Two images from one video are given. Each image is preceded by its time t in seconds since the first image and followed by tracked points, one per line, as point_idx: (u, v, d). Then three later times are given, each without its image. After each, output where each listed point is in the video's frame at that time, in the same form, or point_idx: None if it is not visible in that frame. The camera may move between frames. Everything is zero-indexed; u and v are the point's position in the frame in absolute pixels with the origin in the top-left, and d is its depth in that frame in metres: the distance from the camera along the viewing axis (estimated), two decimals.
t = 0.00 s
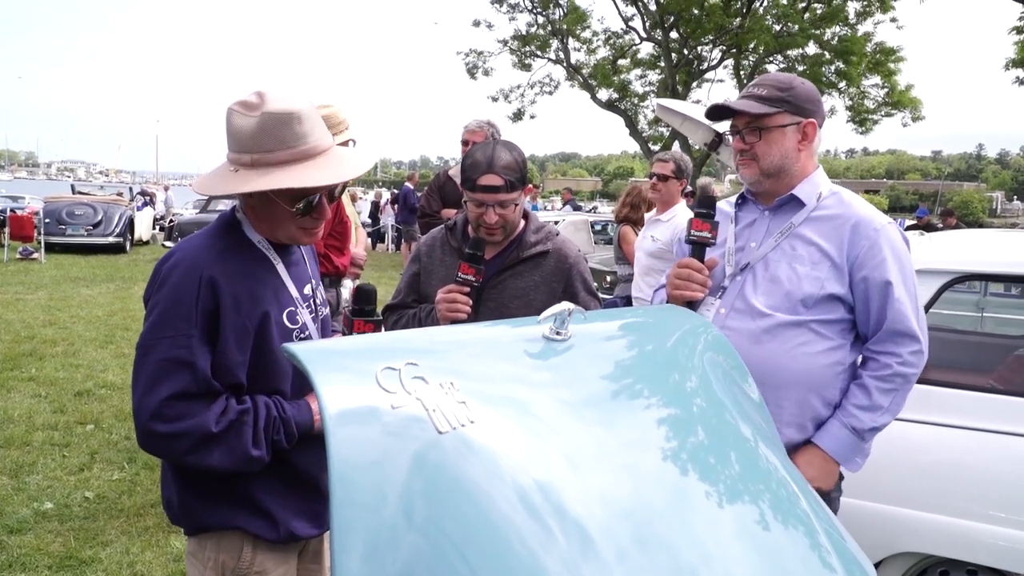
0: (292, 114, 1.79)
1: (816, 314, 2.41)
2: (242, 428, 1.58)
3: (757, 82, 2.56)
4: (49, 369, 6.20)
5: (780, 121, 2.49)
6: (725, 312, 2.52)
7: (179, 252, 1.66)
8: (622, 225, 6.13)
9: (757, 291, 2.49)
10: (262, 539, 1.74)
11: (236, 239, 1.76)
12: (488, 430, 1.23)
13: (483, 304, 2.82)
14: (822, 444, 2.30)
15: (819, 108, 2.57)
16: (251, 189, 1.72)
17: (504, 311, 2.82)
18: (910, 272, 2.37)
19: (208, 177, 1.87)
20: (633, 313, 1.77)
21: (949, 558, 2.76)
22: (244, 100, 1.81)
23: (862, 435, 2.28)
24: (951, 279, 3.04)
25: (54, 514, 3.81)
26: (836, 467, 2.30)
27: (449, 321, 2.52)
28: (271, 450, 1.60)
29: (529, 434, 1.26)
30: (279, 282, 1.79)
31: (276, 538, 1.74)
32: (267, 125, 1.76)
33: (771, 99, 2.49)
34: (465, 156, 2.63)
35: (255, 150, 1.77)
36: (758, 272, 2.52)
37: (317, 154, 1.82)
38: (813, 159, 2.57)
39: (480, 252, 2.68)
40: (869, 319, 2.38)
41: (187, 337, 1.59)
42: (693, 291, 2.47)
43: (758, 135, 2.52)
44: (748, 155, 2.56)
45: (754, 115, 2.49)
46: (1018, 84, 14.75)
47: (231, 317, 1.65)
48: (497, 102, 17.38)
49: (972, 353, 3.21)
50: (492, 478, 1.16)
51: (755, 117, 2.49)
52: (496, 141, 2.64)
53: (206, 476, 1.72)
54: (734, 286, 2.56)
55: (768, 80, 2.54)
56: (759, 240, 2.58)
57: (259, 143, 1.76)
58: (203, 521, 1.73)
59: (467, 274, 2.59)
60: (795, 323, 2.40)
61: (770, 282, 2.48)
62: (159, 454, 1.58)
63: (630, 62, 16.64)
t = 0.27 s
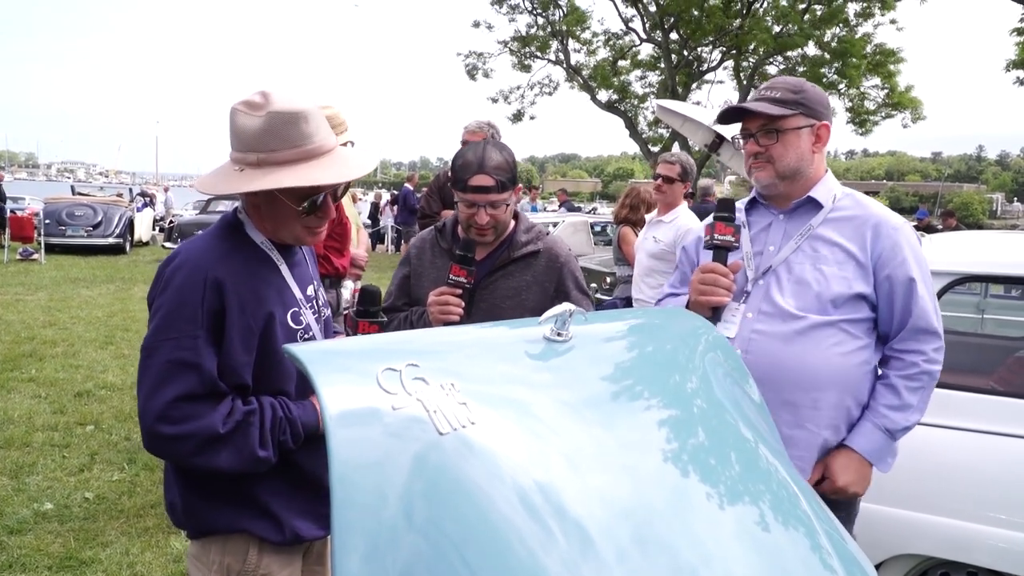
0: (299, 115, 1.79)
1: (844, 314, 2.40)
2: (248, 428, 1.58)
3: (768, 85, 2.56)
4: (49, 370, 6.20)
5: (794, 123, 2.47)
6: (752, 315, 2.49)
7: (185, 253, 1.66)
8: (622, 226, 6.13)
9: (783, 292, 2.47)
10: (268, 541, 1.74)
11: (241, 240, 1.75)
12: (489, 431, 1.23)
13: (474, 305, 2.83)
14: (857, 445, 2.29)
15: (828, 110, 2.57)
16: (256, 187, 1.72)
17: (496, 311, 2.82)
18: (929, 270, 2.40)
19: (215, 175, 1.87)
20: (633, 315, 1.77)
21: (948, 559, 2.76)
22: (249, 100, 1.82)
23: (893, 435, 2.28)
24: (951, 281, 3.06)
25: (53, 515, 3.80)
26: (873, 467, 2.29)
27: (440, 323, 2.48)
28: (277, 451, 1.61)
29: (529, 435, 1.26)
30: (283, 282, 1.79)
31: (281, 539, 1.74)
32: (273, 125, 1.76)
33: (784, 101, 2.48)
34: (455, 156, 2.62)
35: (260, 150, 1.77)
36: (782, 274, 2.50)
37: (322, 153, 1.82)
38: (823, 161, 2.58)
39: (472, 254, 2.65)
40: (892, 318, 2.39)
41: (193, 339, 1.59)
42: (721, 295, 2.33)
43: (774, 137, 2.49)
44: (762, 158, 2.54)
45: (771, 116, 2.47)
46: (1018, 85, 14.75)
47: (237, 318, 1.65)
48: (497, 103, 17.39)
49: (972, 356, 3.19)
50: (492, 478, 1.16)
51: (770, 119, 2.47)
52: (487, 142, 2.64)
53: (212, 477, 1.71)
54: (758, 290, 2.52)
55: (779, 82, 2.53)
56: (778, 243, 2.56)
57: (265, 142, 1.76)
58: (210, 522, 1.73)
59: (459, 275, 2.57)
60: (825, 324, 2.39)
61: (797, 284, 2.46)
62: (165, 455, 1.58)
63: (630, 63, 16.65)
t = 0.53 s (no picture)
0: (311, 114, 1.80)
1: (852, 312, 2.40)
2: (261, 431, 1.58)
3: (768, 86, 2.56)
4: (49, 370, 6.20)
5: (797, 123, 2.48)
6: (762, 316, 2.46)
7: (191, 255, 1.64)
8: (621, 225, 6.13)
9: (792, 292, 2.44)
10: (277, 543, 1.72)
11: (245, 241, 1.74)
12: (488, 431, 1.22)
13: (456, 304, 2.83)
14: (878, 443, 2.29)
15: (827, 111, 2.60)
16: (278, 184, 1.71)
17: (480, 309, 2.82)
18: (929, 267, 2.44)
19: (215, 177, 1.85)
20: (635, 315, 1.77)
21: (948, 560, 2.76)
22: (253, 100, 1.81)
23: (913, 431, 2.31)
24: (951, 281, 3.06)
25: (54, 515, 3.80)
26: (891, 464, 2.30)
27: (425, 322, 2.48)
28: (289, 452, 1.62)
29: (530, 435, 1.26)
30: (287, 284, 1.78)
31: (291, 541, 1.72)
32: (288, 124, 1.77)
33: (787, 102, 2.48)
34: (433, 153, 2.65)
35: (275, 148, 1.76)
36: (789, 274, 2.47)
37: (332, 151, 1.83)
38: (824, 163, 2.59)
39: (453, 251, 2.65)
40: (898, 315, 2.41)
41: (203, 342, 1.58)
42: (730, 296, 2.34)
43: (778, 138, 2.49)
44: (765, 159, 2.53)
45: (775, 117, 2.46)
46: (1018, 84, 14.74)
47: (247, 320, 1.64)
48: (497, 103, 17.41)
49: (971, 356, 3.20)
50: (492, 479, 1.16)
51: (774, 120, 2.46)
52: (464, 139, 2.68)
53: (220, 481, 1.69)
54: (765, 291, 2.49)
55: (781, 83, 2.53)
56: (782, 243, 2.54)
57: (279, 141, 1.76)
58: (220, 526, 1.71)
59: (442, 272, 2.56)
60: (836, 322, 2.38)
61: (806, 283, 2.44)
62: (176, 460, 1.57)
63: (630, 63, 16.66)
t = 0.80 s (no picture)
0: (331, 114, 1.82)
1: (832, 311, 2.40)
2: (267, 433, 1.58)
3: (755, 84, 2.55)
4: (49, 371, 6.20)
5: (782, 122, 2.47)
6: (741, 313, 2.47)
7: (194, 257, 1.63)
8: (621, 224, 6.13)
9: (771, 290, 2.45)
10: (281, 546, 1.72)
11: (247, 241, 1.72)
12: (487, 431, 1.22)
13: (436, 304, 2.82)
14: (857, 439, 2.26)
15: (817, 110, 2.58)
16: (328, 188, 1.76)
17: (461, 307, 2.82)
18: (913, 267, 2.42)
19: (229, 184, 1.77)
20: (634, 314, 1.76)
21: (948, 558, 2.76)
22: (266, 101, 1.76)
23: (891, 427, 2.28)
24: (951, 279, 3.04)
25: (54, 516, 3.80)
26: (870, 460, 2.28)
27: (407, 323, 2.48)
28: (294, 454, 1.62)
29: (529, 435, 1.25)
30: (289, 284, 1.77)
31: (296, 543, 1.72)
32: (315, 126, 1.78)
33: (772, 102, 2.48)
34: (410, 151, 2.66)
35: (310, 152, 1.78)
36: (771, 272, 2.47)
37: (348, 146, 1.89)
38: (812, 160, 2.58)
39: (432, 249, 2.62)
40: (880, 313, 2.40)
41: (210, 346, 1.56)
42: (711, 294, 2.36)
43: (760, 137, 2.49)
44: (748, 158, 2.53)
45: (758, 116, 2.46)
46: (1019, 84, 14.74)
47: (251, 323, 1.64)
48: (497, 103, 17.41)
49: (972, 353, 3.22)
50: (490, 479, 1.15)
51: (756, 119, 2.46)
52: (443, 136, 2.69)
53: (224, 485, 1.68)
54: (746, 288, 2.49)
55: (767, 83, 2.53)
56: (766, 241, 2.53)
57: (312, 145, 1.78)
58: (223, 531, 1.70)
59: (422, 272, 2.54)
60: (814, 320, 2.38)
61: (784, 280, 2.44)
62: (182, 466, 1.56)
63: (630, 62, 16.65)
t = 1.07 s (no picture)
0: (332, 111, 1.84)
1: (786, 311, 2.41)
2: (271, 433, 1.58)
3: (722, 85, 2.58)
4: (48, 371, 6.19)
5: (740, 124, 2.50)
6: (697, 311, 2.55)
7: (197, 257, 1.62)
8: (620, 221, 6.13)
9: (727, 289, 2.51)
10: (282, 546, 1.71)
11: (247, 241, 1.72)
12: (484, 431, 1.22)
13: (421, 304, 2.82)
14: (802, 435, 2.29)
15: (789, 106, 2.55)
16: (344, 183, 1.79)
17: (446, 305, 2.82)
18: (880, 266, 2.37)
19: (241, 185, 1.74)
20: (632, 313, 1.77)
21: (947, 557, 2.76)
22: (273, 100, 1.75)
23: (842, 426, 2.26)
24: (950, 278, 2.99)
25: (53, 516, 3.80)
26: (817, 458, 2.29)
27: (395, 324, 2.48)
28: (298, 453, 1.62)
29: (528, 436, 1.25)
30: (288, 284, 1.77)
31: (297, 543, 1.72)
32: (323, 124, 1.79)
33: (730, 103, 2.50)
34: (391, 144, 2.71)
35: (318, 150, 1.79)
36: (730, 271, 2.52)
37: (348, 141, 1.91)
38: (782, 157, 2.56)
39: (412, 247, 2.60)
40: (841, 312, 2.38)
41: (214, 347, 1.55)
42: (670, 291, 2.50)
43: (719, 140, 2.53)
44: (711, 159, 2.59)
45: (713, 120, 2.51)
46: (1018, 83, 14.74)
47: (254, 325, 1.64)
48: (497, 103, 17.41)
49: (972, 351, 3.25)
50: (488, 479, 1.15)
51: (713, 122, 2.51)
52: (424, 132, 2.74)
53: (226, 486, 1.68)
54: (706, 286, 2.57)
55: (731, 83, 2.54)
56: (731, 239, 2.59)
57: (320, 142, 1.79)
58: (223, 533, 1.69)
59: (405, 272, 2.53)
60: (765, 320, 2.42)
61: (741, 280, 2.49)
62: (185, 467, 1.55)
63: (629, 61, 16.64)
